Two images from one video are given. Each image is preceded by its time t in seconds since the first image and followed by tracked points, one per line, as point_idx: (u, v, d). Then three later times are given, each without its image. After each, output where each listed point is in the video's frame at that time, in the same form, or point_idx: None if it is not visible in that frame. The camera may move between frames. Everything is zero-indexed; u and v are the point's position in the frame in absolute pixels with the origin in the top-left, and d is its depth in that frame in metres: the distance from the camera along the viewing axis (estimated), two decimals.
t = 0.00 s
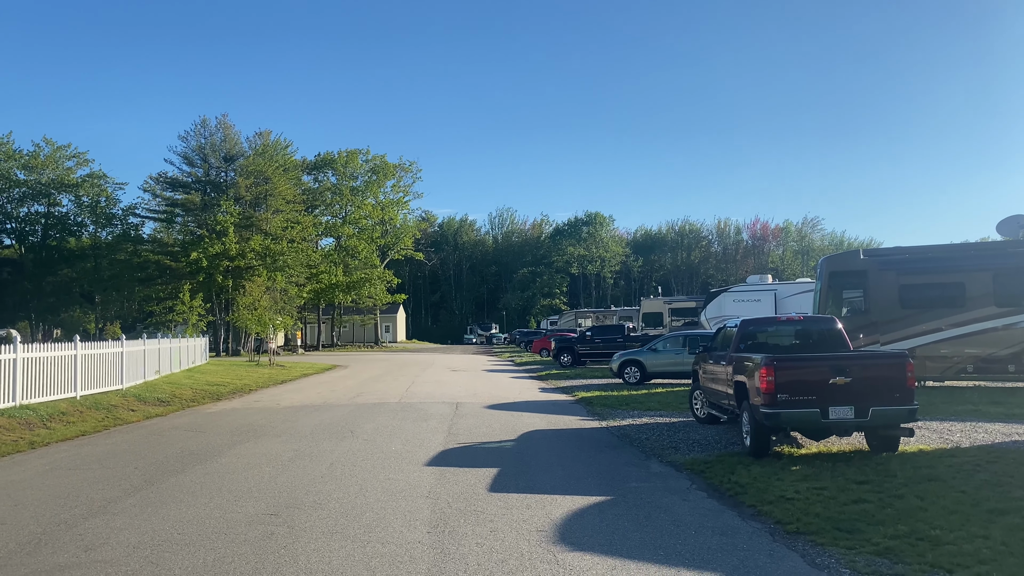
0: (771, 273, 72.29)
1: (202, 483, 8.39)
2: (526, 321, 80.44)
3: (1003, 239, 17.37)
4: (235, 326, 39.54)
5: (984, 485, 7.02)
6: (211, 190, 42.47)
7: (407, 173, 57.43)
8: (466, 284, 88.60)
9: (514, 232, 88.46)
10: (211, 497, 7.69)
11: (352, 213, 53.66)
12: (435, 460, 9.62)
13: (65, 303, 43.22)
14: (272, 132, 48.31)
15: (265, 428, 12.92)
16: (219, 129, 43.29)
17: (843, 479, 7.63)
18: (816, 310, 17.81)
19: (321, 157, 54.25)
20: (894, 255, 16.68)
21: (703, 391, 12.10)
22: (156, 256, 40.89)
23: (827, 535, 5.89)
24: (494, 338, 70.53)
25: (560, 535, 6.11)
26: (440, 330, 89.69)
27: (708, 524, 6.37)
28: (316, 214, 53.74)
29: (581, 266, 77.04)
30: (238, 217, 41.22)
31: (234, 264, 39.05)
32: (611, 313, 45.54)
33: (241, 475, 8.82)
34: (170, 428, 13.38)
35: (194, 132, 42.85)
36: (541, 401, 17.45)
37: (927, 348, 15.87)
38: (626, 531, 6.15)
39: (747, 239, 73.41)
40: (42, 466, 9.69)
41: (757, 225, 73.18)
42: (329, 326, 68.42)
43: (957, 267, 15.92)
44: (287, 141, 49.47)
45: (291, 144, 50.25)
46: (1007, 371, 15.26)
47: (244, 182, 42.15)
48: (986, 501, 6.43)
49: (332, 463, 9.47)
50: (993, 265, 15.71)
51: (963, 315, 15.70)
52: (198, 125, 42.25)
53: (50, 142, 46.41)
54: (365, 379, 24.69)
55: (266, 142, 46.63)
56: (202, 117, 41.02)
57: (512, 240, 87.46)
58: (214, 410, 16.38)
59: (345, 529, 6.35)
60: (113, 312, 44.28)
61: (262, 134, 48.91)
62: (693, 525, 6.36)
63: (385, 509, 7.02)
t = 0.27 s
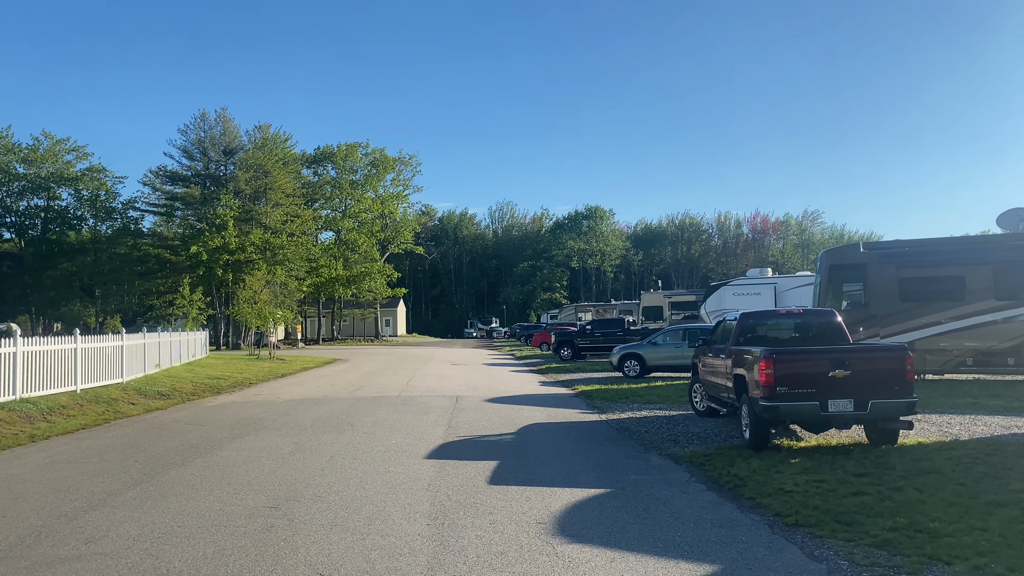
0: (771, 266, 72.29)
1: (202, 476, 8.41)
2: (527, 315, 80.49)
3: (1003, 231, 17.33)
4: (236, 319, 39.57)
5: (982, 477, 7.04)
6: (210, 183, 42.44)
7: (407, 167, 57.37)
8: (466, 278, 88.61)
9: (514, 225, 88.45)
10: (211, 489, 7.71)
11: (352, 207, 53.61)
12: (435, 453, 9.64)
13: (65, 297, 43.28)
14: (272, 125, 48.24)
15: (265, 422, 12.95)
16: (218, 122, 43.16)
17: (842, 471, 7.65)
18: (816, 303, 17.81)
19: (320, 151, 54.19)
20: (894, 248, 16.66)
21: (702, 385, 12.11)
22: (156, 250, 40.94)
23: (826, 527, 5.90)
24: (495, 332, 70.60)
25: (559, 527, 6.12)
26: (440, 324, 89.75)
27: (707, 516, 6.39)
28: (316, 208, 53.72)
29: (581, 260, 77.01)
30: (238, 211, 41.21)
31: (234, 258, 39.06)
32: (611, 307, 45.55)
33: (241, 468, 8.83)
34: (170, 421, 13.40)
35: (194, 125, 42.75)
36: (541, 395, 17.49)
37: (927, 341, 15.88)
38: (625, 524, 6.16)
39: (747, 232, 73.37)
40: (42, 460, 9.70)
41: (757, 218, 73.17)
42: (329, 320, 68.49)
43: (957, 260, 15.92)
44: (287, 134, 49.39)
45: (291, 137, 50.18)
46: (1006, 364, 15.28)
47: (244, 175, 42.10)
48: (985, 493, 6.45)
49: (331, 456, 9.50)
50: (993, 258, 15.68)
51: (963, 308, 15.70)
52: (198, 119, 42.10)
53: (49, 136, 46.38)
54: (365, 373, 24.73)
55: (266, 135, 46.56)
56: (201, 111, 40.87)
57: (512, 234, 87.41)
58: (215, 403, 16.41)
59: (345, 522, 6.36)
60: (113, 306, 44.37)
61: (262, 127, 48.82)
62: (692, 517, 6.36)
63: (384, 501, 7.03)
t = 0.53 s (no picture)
0: (769, 259, 72.34)
1: (199, 469, 8.42)
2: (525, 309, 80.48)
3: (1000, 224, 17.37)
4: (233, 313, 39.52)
5: (977, 469, 7.06)
6: (207, 177, 42.23)
7: (404, 160, 57.26)
8: (464, 272, 88.54)
9: (512, 219, 88.38)
10: (208, 483, 7.72)
11: (349, 201, 53.51)
12: (433, 446, 9.66)
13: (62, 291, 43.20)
14: (269, 119, 48.08)
15: (262, 415, 12.96)
16: (216, 116, 42.93)
17: (838, 464, 7.67)
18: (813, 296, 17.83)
19: (317, 144, 54.07)
20: (891, 241, 16.68)
21: (699, 377, 12.14)
22: (153, 244, 40.85)
23: (822, 519, 5.92)
24: (492, 326, 70.59)
25: (556, 519, 6.14)
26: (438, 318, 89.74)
27: (703, 508, 6.41)
28: (312, 202, 53.66)
29: (579, 254, 76.99)
30: (235, 205, 41.11)
31: (231, 252, 39.03)
32: (609, 301, 45.58)
33: (238, 461, 8.85)
34: (167, 415, 13.40)
35: (191, 119, 42.57)
36: (538, 388, 17.52)
37: (924, 334, 15.91)
38: (621, 515, 6.19)
39: (744, 226, 73.40)
40: (40, 453, 9.71)
41: (755, 211, 73.19)
42: (327, 314, 68.45)
43: (954, 253, 15.94)
44: (284, 128, 49.25)
45: (288, 131, 50.01)
46: (1002, 356, 15.33)
47: (241, 169, 42.01)
48: (981, 485, 6.48)
49: (329, 449, 9.51)
50: (990, 251, 15.71)
51: (960, 301, 15.73)
52: (194, 112, 41.85)
53: (45, 129, 46.20)
54: (363, 367, 24.75)
55: (262, 129, 46.41)
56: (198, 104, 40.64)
57: (510, 228, 87.31)
58: (212, 397, 16.42)
59: (342, 514, 6.38)
60: (110, 300, 44.37)
61: (258, 121, 48.64)
62: (689, 509, 6.39)
63: (381, 494, 7.05)
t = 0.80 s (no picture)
0: (765, 253, 72.44)
1: (193, 463, 8.41)
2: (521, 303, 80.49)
3: (994, 217, 17.41)
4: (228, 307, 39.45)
5: (971, 460, 7.10)
6: (201, 171, 42.35)
7: (399, 154, 57.13)
8: (460, 265, 88.46)
9: (508, 213, 88.30)
10: (203, 476, 7.71)
11: (344, 194, 53.38)
12: (428, 439, 9.67)
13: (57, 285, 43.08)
14: (263, 112, 47.89)
15: (258, 409, 12.94)
16: (211, 109, 43.03)
17: (832, 456, 7.70)
18: (808, 289, 17.87)
19: (312, 138, 53.90)
20: (886, 235, 16.72)
21: (694, 370, 12.16)
22: (149, 238, 40.77)
23: (816, 510, 5.94)
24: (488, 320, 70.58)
25: (551, 511, 6.15)
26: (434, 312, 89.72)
27: (698, 500, 6.42)
28: (308, 195, 53.50)
29: (575, 247, 76.99)
30: (231, 199, 40.99)
31: (226, 245, 38.96)
32: (605, 295, 45.60)
33: (233, 455, 8.84)
34: (162, 409, 13.38)
35: (185, 112, 42.39)
36: (534, 381, 17.54)
37: (919, 326, 15.95)
38: (616, 507, 6.20)
39: (740, 219, 73.48)
40: (35, 447, 9.69)
41: (751, 205, 73.29)
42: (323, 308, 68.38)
43: (948, 246, 15.99)
44: (278, 122, 49.05)
45: (283, 124, 49.80)
46: (996, 348, 15.36)
47: (236, 163, 41.87)
48: (974, 476, 6.51)
49: (324, 443, 9.49)
50: (984, 244, 15.76)
51: (954, 293, 15.77)
52: (189, 105, 41.89)
53: (39, 123, 46.00)
54: (358, 360, 24.74)
55: (257, 122, 46.21)
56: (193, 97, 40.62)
57: (506, 222, 87.23)
58: (207, 391, 16.41)
59: (337, 507, 6.38)
60: (105, 294, 44.26)
61: (253, 114, 48.42)
62: (683, 501, 6.41)
63: (376, 487, 7.06)
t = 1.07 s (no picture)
0: (759, 247, 72.52)
1: (187, 458, 8.37)
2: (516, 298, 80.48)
3: (988, 211, 17.43)
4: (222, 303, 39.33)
5: (964, 453, 7.12)
6: (196, 166, 41.83)
7: (394, 148, 56.96)
8: (455, 260, 88.33)
9: (503, 208, 88.19)
10: (197, 471, 7.68)
11: (338, 188, 53.20)
12: (422, 434, 9.65)
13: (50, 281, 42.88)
14: (257, 107, 47.63)
15: (252, 404, 12.90)
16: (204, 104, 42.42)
17: (826, 449, 7.71)
18: (803, 283, 17.88)
19: (306, 132, 53.69)
20: (881, 228, 16.74)
21: (689, 364, 12.17)
22: (142, 233, 40.58)
23: (810, 504, 5.95)
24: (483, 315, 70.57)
25: (545, 505, 6.14)
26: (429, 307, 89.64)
27: (692, 493, 6.43)
28: (302, 190, 53.28)
29: (570, 242, 76.97)
30: (225, 193, 40.81)
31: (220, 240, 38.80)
32: (600, 289, 45.61)
33: (227, 449, 8.81)
34: (156, 404, 13.33)
35: (179, 107, 42.09)
36: (529, 376, 17.55)
37: (912, 321, 15.99)
38: (610, 501, 6.20)
39: (735, 214, 73.55)
40: (28, 443, 9.65)
41: (745, 199, 73.37)
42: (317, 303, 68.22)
43: (942, 240, 16.02)
44: (273, 116, 48.75)
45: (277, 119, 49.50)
46: (990, 343, 15.37)
47: (230, 157, 41.66)
48: (967, 469, 6.53)
49: (318, 438, 9.47)
50: (978, 238, 15.79)
51: (948, 287, 15.80)
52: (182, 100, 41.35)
53: (31, 118, 45.70)
54: (353, 355, 24.70)
55: (251, 116, 45.96)
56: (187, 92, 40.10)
57: (501, 216, 87.11)
58: (201, 386, 16.36)
59: (331, 502, 6.35)
60: (99, 290, 44.04)
61: (247, 109, 48.15)
62: (678, 494, 6.41)
63: (370, 481, 7.05)
